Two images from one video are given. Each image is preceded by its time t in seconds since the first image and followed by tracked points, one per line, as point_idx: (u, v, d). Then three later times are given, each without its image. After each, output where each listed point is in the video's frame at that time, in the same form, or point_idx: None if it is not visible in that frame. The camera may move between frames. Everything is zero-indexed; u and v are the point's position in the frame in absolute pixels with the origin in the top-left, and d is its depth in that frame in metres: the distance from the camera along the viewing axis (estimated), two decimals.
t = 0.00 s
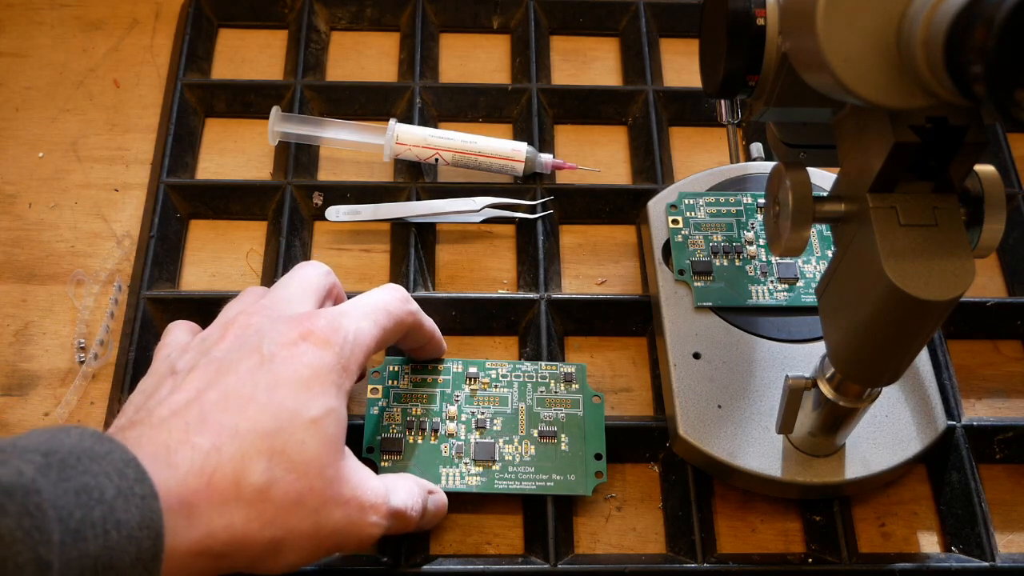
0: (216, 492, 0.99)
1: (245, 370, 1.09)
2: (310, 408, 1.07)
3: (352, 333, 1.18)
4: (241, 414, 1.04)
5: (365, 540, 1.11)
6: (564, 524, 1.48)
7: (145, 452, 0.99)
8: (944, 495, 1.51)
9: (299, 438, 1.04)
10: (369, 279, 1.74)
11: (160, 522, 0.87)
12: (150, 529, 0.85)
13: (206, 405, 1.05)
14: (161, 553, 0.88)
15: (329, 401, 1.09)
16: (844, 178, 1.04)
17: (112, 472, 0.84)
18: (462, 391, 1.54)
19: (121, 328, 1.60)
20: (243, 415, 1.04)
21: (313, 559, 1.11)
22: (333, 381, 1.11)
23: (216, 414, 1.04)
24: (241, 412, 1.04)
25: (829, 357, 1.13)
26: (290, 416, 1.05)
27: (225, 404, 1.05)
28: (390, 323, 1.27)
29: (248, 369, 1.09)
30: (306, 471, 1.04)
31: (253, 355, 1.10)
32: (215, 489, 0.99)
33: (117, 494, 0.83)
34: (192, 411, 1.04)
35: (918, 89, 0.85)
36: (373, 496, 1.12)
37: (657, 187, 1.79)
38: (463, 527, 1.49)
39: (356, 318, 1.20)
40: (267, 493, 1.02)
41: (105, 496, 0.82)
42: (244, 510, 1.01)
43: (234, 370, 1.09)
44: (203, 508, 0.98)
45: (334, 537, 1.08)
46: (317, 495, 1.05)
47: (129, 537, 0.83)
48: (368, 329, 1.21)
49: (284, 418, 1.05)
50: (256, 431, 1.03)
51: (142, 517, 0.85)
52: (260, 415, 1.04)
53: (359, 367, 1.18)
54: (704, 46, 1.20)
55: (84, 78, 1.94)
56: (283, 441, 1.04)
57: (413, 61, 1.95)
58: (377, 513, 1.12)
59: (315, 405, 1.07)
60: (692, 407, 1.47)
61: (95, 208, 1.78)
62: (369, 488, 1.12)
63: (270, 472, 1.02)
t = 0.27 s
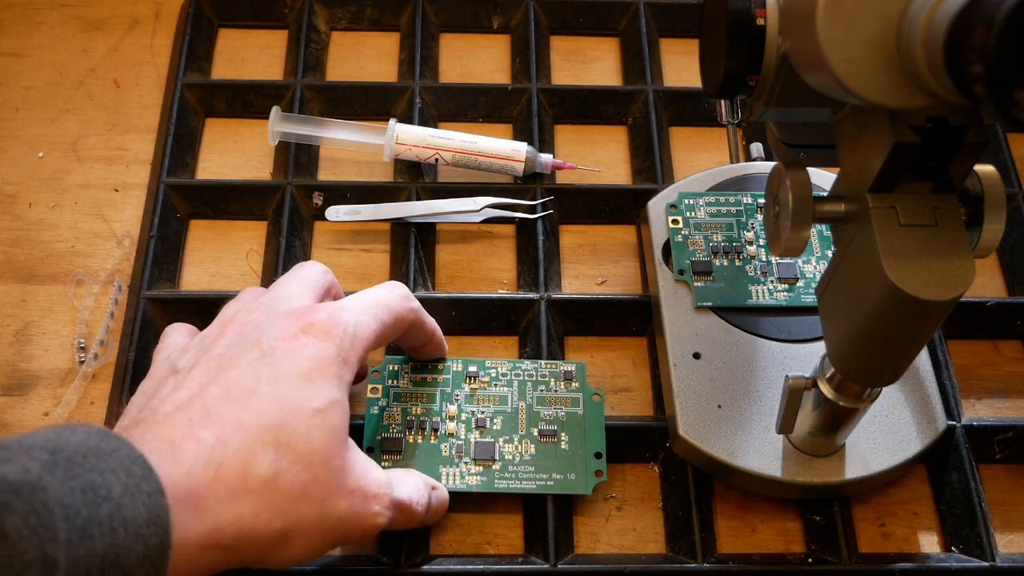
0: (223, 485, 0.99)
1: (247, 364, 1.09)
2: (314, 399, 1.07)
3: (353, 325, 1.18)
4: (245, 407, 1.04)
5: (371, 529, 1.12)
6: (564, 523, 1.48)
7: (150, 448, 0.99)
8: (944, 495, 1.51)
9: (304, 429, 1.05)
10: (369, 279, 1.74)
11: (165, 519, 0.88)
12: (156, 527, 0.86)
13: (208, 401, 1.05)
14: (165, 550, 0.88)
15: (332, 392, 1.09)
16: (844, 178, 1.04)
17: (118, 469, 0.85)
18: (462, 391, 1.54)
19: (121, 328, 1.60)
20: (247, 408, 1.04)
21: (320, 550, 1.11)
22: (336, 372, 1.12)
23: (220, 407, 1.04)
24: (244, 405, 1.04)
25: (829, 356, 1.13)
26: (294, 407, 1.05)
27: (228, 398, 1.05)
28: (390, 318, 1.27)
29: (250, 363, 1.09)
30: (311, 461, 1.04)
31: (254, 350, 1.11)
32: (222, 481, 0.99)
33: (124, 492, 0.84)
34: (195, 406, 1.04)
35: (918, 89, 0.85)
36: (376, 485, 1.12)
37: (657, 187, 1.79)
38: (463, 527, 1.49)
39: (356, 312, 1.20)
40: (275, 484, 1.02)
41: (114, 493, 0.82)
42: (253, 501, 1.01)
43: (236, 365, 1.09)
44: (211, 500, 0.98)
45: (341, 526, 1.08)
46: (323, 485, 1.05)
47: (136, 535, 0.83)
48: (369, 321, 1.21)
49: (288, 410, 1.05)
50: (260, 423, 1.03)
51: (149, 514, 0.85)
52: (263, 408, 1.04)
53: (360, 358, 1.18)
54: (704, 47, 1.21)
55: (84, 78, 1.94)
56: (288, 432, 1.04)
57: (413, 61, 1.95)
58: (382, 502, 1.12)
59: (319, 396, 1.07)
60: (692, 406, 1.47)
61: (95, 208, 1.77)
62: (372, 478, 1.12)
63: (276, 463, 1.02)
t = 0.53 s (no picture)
0: (199, 498, 0.99)
1: (223, 371, 1.08)
2: (292, 405, 1.06)
3: (331, 326, 1.17)
4: (221, 415, 1.03)
5: (349, 533, 1.11)
6: (565, 523, 1.48)
7: (125, 460, 0.98)
8: (944, 495, 1.51)
9: (281, 436, 1.04)
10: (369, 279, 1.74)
11: (143, 533, 0.90)
12: (133, 540, 0.88)
13: (184, 410, 1.04)
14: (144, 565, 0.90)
15: (310, 397, 1.08)
16: (844, 178, 1.04)
17: (94, 484, 0.87)
18: (456, 374, 1.54)
19: (121, 328, 1.60)
20: (223, 416, 1.04)
21: (300, 556, 1.11)
22: (313, 376, 1.11)
23: (195, 417, 1.03)
24: (221, 414, 1.04)
25: (829, 357, 1.13)
26: (272, 414, 1.05)
27: (204, 407, 1.04)
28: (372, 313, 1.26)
29: (226, 370, 1.08)
30: (289, 470, 1.04)
31: (231, 355, 1.10)
32: (198, 494, 0.99)
33: (99, 507, 0.86)
34: (171, 417, 1.03)
35: (918, 89, 0.85)
36: (356, 489, 1.12)
37: (657, 187, 1.79)
38: (463, 527, 1.49)
39: (335, 309, 1.20)
40: (251, 494, 1.02)
41: (88, 508, 0.85)
42: (230, 513, 1.01)
43: (212, 371, 1.09)
44: (188, 514, 0.97)
45: (320, 531, 1.08)
46: (301, 493, 1.05)
47: (112, 549, 0.85)
48: (348, 320, 1.21)
49: (265, 417, 1.04)
50: (237, 432, 1.02)
51: (125, 528, 0.88)
52: (240, 416, 1.04)
53: (338, 360, 1.17)
54: (704, 46, 1.20)
55: (84, 78, 1.94)
56: (265, 440, 1.03)
57: (413, 61, 1.95)
58: (360, 506, 1.12)
59: (297, 402, 1.07)
60: (692, 406, 1.47)
61: (95, 208, 1.77)
62: (351, 482, 1.11)
63: (253, 474, 1.02)
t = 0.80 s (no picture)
0: (177, 486, 0.98)
1: (197, 353, 1.08)
2: (265, 383, 1.05)
3: (304, 298, 1.15)
4: (195, 398, 1.03)
5: (331, 507, 1.11)
6: (564, 523, 1.48)
7: (102, 450, 0.98)
8: (944, 495, 1.51)
9: (256, 417, 1.03)
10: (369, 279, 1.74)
11: (121, 521, 0.91)
12: (111, 528, 0.89)
13: (159, 397, 1.04)
14: (124, 552, 0.92)
15: (285, 375, 1.07)
16: (844, 178, 1.04)
17: (70, 473, 0.89)
18: (438, 332, 1.52)
19: (121, 328, 1.60)
20: (197, 399, 1.03)
21: (284, 533, 1.11)
22: (288, 351, 1.10)
23: (170, 402, 1.03)
24: (194, 397, 1.03)
25: (829, 357, 1.13)
26: (244, 394, 1.03)
27: (178, 392, 1.04)
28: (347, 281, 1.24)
29: (199, 352, 1.08)
30: (265, 452, 1.03)
31: (204, 337, 1.09)
32: (176, 482, 0.98)
33: (75, 495, 0.87)
34: (146, 404, 1.03)
35: (918, 89, 0.85)
36: (335, 462, 1.11)
37: (657, 187, 1.79)
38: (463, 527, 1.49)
39: (308, 280, 1.18)
40: (229, 479, 1.01)
41: (63, 497, 0.86)
42: (209, 500, 1.00)
43: (185, 354, 1.08)
44: (165, 502, 0.97)
45: (301, 508, 1.08)
46: (280, 474, 1.05)
47: (88, 537, 0.86)
48: (321, 291, 1.19)
49: (240, 399, 1.03)
50: (211, 415, 1.02)
51: (102, 516, 0.88)
52: (214, 400, 1.03)
53: (314, 333, 1.16)
54: (704, 46, 1.20)
55: (84, 78, 1.94)
56: (239, 422, 1.02)
57: (413, 61, 1.95)
58: (340, 481, 1.11)
59: (271, 381, 1.06)
60: (692, 406, 1.47)
61: (95, 208, 1.77)
62: (330, 455, 1.11)
63: (230, 458, 1.01)
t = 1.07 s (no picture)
0: (152, 476, 0.97)
1: (167, 338, 1.05)
2: (238, 368, 1.03)
3: (275, 277, 1.13)
4: (167, 385, 1.01)
5: (311, 488, 1.12)
6: (564, 524, 1.48)
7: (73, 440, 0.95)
8: (944, 495, 1.51)
9: (231, 404, 1.02)
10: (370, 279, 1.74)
11: (97, 512, 0.87)
12: (87, 519, 0.86)
13: (130, 384, 1.01)
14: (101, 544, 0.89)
15: (259, 359, 1.06)
16: (844, 178, 1.04)
17: (44, 464, 0.85)
18: (419, 302, 1.51)
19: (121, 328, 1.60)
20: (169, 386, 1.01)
21: (266, 516, 1.12)
22: (261, 334, 1.08)
23: (141, 390, 1.01)
24: (166, 384, 1.01)
25: (829, 357, 1.12)
26: (218, 380, 1.02)
27: (149, 379, 1.01)
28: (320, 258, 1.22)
29: (170, 337, 1.05)
30: (242, 439, 1.02)
31: (175, 321, 1.07)
32: (151, 472, 0.97)
33: (49, 486, 0.84)
34: (118, 392, 1.01)
35: (918, 89, 0.85)
36: (314, 443, 1.11)
37: (657, 187, 1.79)
38: (464, 527, 1.49)
39: (279, 258, 1.15)
40: (205, 467, 1.00)
41: (37, 488, 0.83)
42: (186, 489, 0.99)
43: (156, 339, 1.05)
44: (141, 493, 0.96)
45: (281, 491, 1.09)
46: (257, 459, 1.04)
47: (64, 528, 0.83)
48: (293, 270, 1.16)
49: (212, 385, 1.01)
50: (184, 403, 1.00)
51: (78, 507, 0.85)
52: (186, 386, 1.01)
53: (287, 313, 1.14)
54: (704, 46, 1.20)
55: (84, 78, 1.94)
56: (214, 409, 1.01)
57: (413, 60, 1.95)
58: (320, 462, 1.12)
59: (245, 366, 1.04)
60: (692, 406, 1.47)
61: (95, 208, 1.77)
62: (309, 435, 1.11)
63: (205, 446, 1.00)
